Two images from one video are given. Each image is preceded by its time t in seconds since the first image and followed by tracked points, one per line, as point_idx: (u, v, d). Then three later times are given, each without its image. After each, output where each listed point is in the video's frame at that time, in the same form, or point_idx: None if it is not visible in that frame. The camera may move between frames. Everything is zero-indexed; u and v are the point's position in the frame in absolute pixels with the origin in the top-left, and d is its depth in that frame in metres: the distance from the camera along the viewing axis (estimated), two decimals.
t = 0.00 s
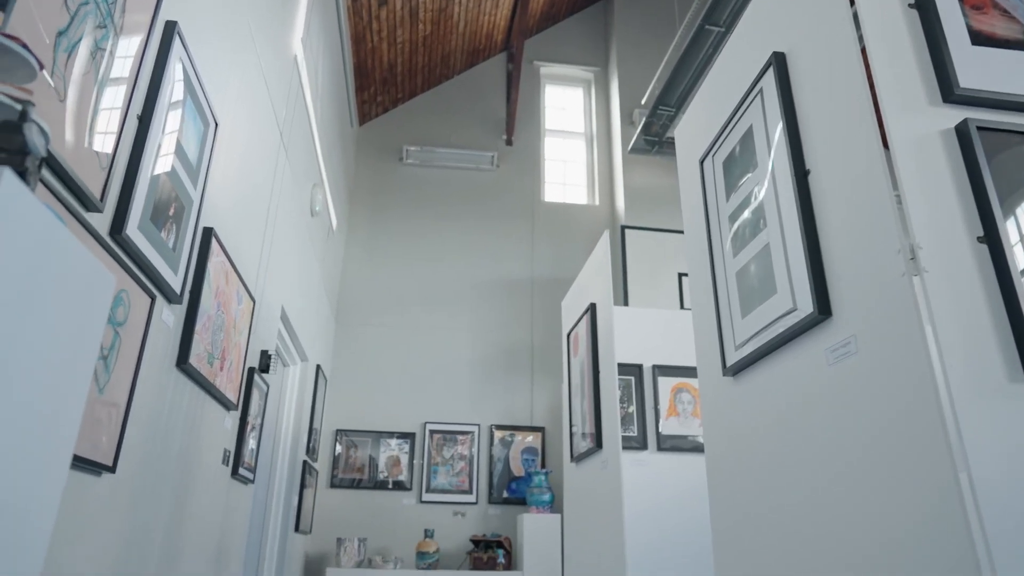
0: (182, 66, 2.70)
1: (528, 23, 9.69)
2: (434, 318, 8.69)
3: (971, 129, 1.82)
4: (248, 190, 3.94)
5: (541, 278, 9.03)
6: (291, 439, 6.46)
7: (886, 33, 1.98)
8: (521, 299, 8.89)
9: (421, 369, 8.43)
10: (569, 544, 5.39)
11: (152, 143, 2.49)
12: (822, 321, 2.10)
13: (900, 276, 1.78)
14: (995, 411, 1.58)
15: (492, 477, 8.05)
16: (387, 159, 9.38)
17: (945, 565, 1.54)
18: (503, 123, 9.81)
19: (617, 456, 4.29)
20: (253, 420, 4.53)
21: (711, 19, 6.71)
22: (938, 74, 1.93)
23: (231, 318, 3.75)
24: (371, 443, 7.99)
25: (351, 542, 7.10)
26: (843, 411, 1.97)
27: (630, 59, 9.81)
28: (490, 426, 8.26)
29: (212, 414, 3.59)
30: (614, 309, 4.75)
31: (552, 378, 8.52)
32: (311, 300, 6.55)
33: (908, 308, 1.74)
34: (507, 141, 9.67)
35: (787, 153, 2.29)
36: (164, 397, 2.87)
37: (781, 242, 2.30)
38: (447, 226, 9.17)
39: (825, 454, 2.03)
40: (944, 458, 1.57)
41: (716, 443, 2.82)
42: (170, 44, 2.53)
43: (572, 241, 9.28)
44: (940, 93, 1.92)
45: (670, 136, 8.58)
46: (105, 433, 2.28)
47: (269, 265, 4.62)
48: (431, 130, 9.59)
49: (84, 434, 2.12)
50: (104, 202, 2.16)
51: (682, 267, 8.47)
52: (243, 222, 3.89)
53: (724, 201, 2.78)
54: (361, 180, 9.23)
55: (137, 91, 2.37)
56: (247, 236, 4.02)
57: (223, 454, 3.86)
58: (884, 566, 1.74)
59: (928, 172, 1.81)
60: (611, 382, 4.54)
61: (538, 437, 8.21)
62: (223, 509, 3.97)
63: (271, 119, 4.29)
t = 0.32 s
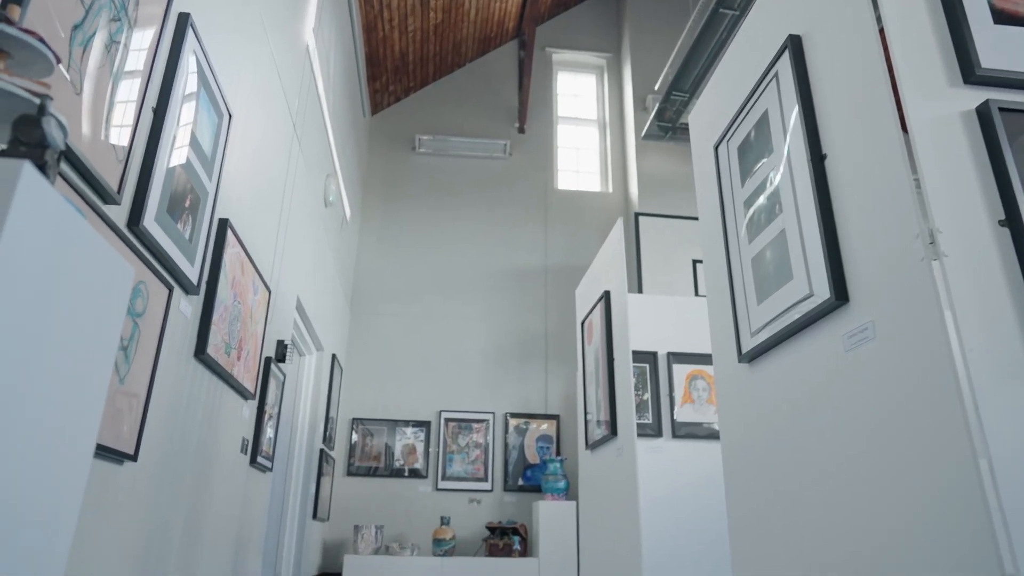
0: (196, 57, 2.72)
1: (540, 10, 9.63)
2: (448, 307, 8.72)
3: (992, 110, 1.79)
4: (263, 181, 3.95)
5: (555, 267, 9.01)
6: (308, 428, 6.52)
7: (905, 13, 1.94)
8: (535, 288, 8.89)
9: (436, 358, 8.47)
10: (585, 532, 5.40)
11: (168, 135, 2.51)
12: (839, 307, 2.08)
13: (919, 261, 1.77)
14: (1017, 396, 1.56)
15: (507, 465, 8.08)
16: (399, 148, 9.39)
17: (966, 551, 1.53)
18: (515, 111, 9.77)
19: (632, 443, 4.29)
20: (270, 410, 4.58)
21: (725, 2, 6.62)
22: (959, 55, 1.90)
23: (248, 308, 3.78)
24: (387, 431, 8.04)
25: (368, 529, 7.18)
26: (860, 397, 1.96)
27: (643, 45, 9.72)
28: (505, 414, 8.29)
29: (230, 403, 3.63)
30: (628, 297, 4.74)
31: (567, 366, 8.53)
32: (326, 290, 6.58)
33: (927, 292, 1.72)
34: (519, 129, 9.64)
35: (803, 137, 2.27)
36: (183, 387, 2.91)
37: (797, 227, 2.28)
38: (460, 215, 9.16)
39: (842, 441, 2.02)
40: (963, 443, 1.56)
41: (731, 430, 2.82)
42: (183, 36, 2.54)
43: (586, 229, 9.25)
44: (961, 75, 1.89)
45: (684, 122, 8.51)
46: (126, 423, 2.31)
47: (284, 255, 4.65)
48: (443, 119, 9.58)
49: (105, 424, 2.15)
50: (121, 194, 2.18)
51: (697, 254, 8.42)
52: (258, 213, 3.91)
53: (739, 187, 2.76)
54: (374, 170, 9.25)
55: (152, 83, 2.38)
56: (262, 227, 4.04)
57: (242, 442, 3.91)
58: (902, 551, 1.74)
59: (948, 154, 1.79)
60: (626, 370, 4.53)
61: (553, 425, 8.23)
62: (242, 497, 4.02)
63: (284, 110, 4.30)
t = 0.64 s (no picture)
0: (209, 49, 2.72)
1: None
2: (462, 295, 8.73)
3: (1015, 91, 1.76)
4: (276, 172, 3.97)
5: (568, 254, 9.00)
6: (324, 417, 6.58)
7: None
8: (549, 276, 8.88)
9: (451, 347, 8.50)
10: (600, 519, 5.42)
11: (183, 127, 2.52)
12: (857, 292, 2.06)
13: (938, 245, 1.75)
14: None
15: (522, 453, 8.11)
16: (412, 137, 9.39)
17: (985, 537, 1.52)
18: (527, 99, 9.74)
19: (647, 430, 4.28)
20: (287, 398, 4.62)
21: None
22: (981, 35, 1.86)
23: (263, 298, 3.82)
24: (403, 420, 8.10)
25: (385, 517, 7.27)
26: (878, 384, 1.94)
27: (656, 30, 9.64)
28: (519, 402, 8.31)
29: (248, 392, 3.68)
30: (643, 284, 4.72)
31: (581, 354, 8.52)
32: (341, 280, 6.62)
33: (947, 278, 1.70)
34: (532, 117, 9.60)
35: (820, 121, 2.24)
36: (202, 377, 2.94)
37: (813, 212, 2.26)
38: (473, 204, 9.16)
39: (860, 427, 2.01)
40: (984, 430, 1.54)
41: (747, 417, 2.81)
42: (196, 27, 2.55)
43: (599, 216, 9.22)
44: (983, 55, 1.85)
45: (698, 107, 8.44)
46: (146, 412, 2.34)
47: (298, 245, 4.68)
48: (455, 107, 9.56)
49: (126, 414, 2.19)
50: (138, 186, 2.19)
51: (712, 240, 8.36)
52: (272, 203, 3.93)
53: (754, 173, 2.74)
54: (387, 160, 9.26)
55: (167, 75, 2.39)
56: (277, 217, 4.06)
57: (259, 431, 3.96)
58: (919, 536, 1.73)
59: (970, 136, 1.76)
60: (641, 358, 4.52)
61: (568, 413, 8.24)
62: (261, 484, 4.07)
63: (297, 101, 4.31)
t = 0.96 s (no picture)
0: (222, 40, 2.73)
1: None
2: (476, 284, 8.74)
3: None
4: (291, 162, 3.99)
5: (582, 242, 8.97)
6: (341, 406, 6.63)
7: None
8: (563, 263, 8.87)
9: (465, 335, 8.52)
10: (616, 505, 5.44)
11: (198, 118, 2.54)
12: (875, 278, 2.04)
13: (958, 229, 1.72)
14: None
15: (537, 440, 8.13)
16: (425, 126, 9.38)
17: (1005, 522, 1.52)
18: (540, 86, 9.69)
19: (663, 417, 4.27)
20: (304, 387, 4.67)
21: None
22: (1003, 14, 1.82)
23: (280, 288, 3.84)
24: (418, 408, 8.14)
25: (402, 504, 7.30)
26: (896, 369, 1.93)
27: (670, 14, 9.54)
28: (534, 390, 8.33)
29: (265, 381, 3.72)
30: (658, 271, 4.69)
31: (596, 342, 8.52)
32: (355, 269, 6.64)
33: (968, 263, 1.68)
34: (545, 104, 9.55)
35: (838, 105, 2.21)
36: (220, 366, 2.98)
37: (830, 197, 2.24)
38: (487, 193, 9.14)
39: (878, 413, 2.00)
40: (1004, 415, 1.53)
41: (763, 403, 2.80)
42: (210, 19, 2.55)
43: (613, 204, 9.18)
44: (1005, 35, 1.81)
45: (712, 92, 8.36)
46: (167, 402, 2.38)
47: (313, 235, 4.70)
48: (468, 95, 9.53)
49: (147, 404, 2.22)
50: (155, 177, 2.21)
51: (727, 227, 8.30)
52: (287, 193, 3.95)
53: (770, 158, 2.71)
54: (400, 149, 9.27)
55: (181, 66, 2.41)
56: (292, 207, 4.08)
57: (278, 419, 4.00)
58: (939, 521, 1.73)
59: (993, 118, 1.73)
60: (656, 345, 4.51)
61: (583, 401, 8.25)
62: (280, 472, 4.13)
63: (310, 91, 4.32)
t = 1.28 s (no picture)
0: (236, 31, 2.74)
1: None
2: (490, 272, 8.74)
3: None
4: (305, 153, 4.00)
5: (596, 229, 8.94)
6: (357, 394, 6.68)
7: None
8: (577, 251, 8.85)
9: (480, 323, 8.54)
10: (632, 493, 5.44)
11: (213, 109, 2.55)
12: (894, 262, 2.02)
13: (980, 213, 1.70)
14: None
15: (553, 428, 8.15)
16: (438, 114, 9.36)
17: None
18: (553, 73, 9.64)
19: (679, 403, 4.26)
20: (321, 375, 4.71)
21: None
22: None
23: (296, 278, 3.87)
24: (434, 396, 8.18)
25: (419, 491, 7.36)
26: (915, 355, 1.91)
27: None
28: (549, 377, 8.34)
29: (283, 370, 3.75)
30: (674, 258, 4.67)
31: (611, 329, 8.50)
32: (370, 259, 6.66)
33: (989, 247, 1.65)
34: (558, 90, 9.50)
35: (856, 87, 2.18)
36: (238, 355, 3.01)
37: (848, 181, 2.22)
38: (500, 181, 9.13)
39: (897, 398, 1.98)
40: None
41: (780, 390, 2.79)
42: (223, 10, 2.56)
43: (628, 190, 9.13)
44: None
45: (728, 77, 8.23)
46: (187, 391, 2.41)
47: (328, 225, 4.72)
48: (481, 83, 9.50)
49: (167, 393, 2.25)
50: (172, 168, 2.23)
51: (742, 212, 8.23)
52: (302, 183, 3.97)
53: (787, 142, 2.68)
54: (414, 138, 9.26)
55: (196, 58, 2.42)
56: (307, 197, 4.10)
57: (295, 408, 4.04)
58: (959, 503, 1.71)
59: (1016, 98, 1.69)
60: (672, 331, 4.49)
61: (598, 388, 8.25)
62: (298, 459, 4.17)
63: (323, 81, 4.32)
